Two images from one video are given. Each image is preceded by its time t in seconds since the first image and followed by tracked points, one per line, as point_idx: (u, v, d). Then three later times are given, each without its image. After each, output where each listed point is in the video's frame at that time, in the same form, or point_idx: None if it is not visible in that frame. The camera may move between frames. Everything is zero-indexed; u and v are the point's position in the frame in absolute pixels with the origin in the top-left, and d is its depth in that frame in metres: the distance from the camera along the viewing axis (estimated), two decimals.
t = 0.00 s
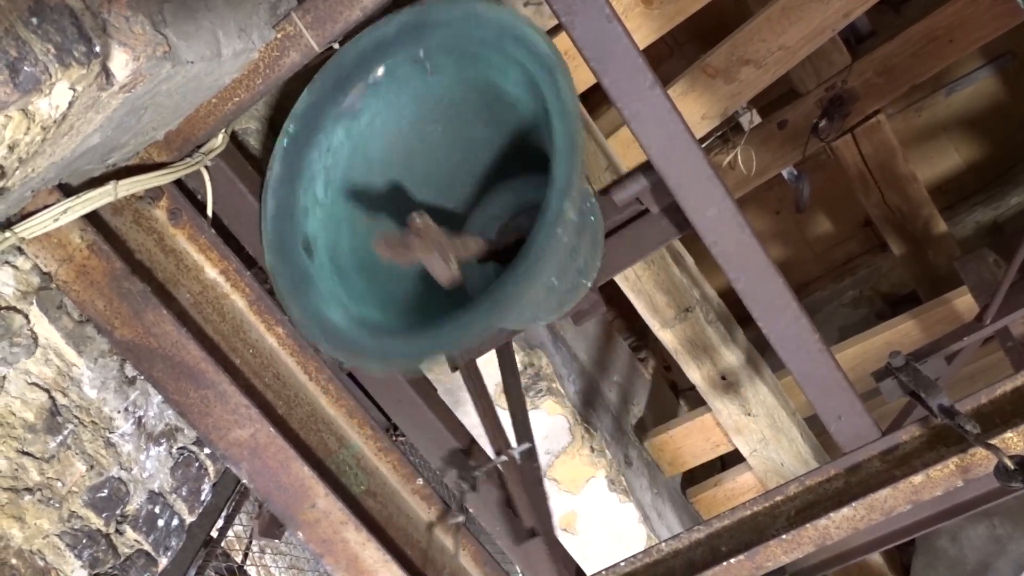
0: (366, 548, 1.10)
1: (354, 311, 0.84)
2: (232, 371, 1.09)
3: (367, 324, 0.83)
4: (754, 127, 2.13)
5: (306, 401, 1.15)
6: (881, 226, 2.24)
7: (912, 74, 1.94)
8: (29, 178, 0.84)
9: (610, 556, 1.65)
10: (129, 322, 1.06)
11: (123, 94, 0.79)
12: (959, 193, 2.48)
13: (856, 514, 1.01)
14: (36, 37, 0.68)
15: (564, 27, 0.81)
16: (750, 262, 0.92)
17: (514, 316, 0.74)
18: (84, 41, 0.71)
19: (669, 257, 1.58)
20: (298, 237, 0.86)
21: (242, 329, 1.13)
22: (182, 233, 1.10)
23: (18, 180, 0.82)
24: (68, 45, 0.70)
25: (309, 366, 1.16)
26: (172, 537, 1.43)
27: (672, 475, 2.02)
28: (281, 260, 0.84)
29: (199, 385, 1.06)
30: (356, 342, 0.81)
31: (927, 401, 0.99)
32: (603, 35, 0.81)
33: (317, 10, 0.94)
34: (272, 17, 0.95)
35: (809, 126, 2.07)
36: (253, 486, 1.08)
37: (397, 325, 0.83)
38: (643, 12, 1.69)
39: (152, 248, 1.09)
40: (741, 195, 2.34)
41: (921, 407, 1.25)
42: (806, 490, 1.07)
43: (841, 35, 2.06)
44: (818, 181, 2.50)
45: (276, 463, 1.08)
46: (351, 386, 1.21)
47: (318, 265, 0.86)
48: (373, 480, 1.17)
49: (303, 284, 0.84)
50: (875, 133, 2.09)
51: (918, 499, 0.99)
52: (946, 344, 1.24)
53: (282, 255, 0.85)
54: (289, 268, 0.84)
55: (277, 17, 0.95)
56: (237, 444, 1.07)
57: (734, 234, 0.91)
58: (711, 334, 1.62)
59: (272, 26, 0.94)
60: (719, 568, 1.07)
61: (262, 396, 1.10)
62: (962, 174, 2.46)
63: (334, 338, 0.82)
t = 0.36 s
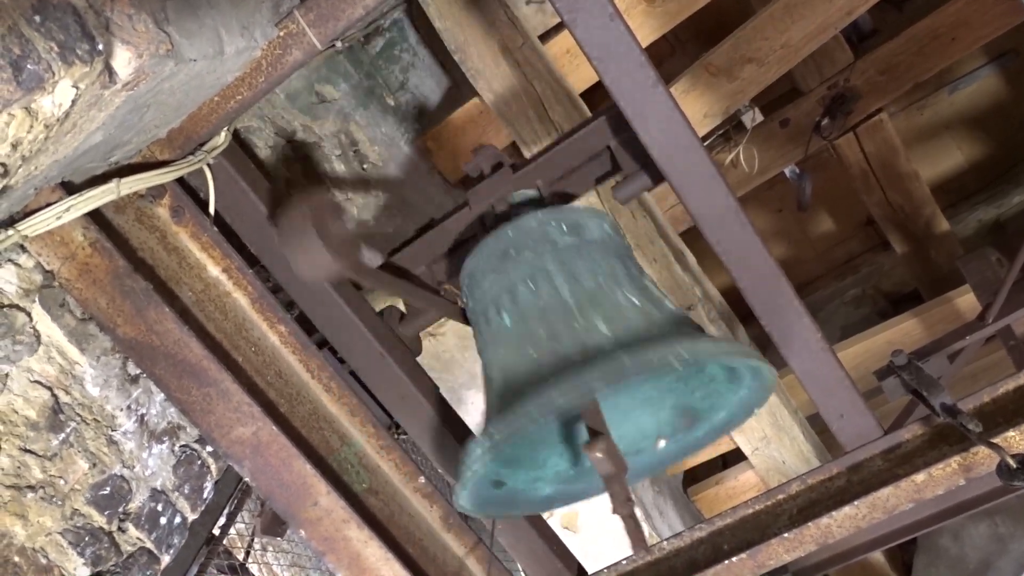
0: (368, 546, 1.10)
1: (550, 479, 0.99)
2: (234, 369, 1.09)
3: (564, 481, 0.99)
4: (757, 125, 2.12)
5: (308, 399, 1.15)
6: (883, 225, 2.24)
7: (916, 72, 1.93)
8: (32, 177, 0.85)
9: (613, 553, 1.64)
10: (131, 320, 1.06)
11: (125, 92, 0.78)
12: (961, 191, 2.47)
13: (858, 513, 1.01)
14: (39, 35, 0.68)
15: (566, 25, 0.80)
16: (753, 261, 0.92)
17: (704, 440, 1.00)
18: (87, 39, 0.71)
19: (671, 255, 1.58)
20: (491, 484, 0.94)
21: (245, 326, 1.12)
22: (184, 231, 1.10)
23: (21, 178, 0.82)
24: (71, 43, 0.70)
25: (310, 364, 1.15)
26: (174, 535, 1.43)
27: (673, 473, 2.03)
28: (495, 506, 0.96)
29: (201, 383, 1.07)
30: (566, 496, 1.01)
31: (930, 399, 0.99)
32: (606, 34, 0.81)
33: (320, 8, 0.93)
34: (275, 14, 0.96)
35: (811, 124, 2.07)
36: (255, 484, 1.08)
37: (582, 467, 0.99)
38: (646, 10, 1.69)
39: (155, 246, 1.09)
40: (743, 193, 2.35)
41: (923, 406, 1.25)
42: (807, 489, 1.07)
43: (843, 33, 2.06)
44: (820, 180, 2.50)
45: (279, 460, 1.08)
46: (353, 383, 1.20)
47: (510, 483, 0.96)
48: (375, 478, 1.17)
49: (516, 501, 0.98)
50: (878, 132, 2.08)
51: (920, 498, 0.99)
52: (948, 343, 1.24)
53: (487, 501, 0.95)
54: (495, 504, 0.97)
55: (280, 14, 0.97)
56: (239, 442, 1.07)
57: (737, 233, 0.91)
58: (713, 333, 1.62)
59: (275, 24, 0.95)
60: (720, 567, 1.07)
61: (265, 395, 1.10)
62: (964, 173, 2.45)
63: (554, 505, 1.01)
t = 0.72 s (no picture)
0: (368, 544, 1.10)
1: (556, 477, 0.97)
2: (235, 366, 1.09)
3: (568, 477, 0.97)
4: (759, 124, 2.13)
5: (309, 397, 1.15)
6: (884, 224, 2.24)
7: (916, 72, 1.93)
8: (33, 174, 0.85)
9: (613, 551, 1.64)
10: (132, 317, 1.06)
11: (126, 89, 0.78)
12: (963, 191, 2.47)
13: (859, 512, 1.01)
14: (40, 31, 0.68)
15: (567, 22, 0.80)
16: (754, 259, 0.92)
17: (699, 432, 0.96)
18: (88, 35, 0.71)
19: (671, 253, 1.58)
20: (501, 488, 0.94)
21: (246, 324, 1.12)
22: (184, 229, 1.10)
23: (21, 175, 0.82)
24: (71, 39, 0.70)
25: (312, 363, 1.15)
26: (174, 531, 1.42)
27: (674, 472, 2.03)
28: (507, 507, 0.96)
29: (201, 380, 1.07)
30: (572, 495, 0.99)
31: (931, 399, 0.99)
32: (607, 31, 0.80)
33: (321, 5, 0.93)
34: (275, 12, 0.96)
35: (812, 123, 2.07)
36: (256, 481, 1.08)
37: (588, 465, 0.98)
38: (647, 8, 1.69)
39: (155, 243, 1.09)
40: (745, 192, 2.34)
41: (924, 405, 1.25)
42: (808, 488, 1.07)
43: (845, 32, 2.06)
44: (821, 179, 2.51)
45: (280, 458, 1.08)
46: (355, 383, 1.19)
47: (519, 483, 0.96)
48: (375, 476, 1.17)
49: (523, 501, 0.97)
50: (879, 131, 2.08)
51: (921, 497, 0.99)
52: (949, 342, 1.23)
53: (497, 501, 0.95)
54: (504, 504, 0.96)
55: (280, 12, 0.96)
56: (240, 439, 1.07)
57: (738, 231, 0.91)
58: (714, 332, 1.62)
59: (275, 22, 0.95)
60: (720, 566, 1.07)
61: (265, 392, 1.10)
62: (966, 172, 2.45)
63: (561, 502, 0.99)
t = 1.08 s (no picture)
0: (368, 543, 1.10)
1: (372, 330, 0.80)
2: (234, 365, 1.09)
3: (385, 343, 0.79)
4: (759, 123, 2.13)
5: (308, 396, 1.15)
6: (884, 222, 2.24)
7: (918, 70, 1.93)
8: (32, 171, 0.84)
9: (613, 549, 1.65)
10: (131, 315, 1.05)
11: (124, 88, 0.78)
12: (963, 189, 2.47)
13: (858, 510, 1.01)
14: (37, 29, 0.68)
15: (567, 21, 0.80)
16: (754, 258, 0.92)
17: (547, 325, 0.72)
18: (86, 33, 0.71)
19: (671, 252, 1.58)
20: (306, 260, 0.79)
21: (245, 323, 1.12)
22: (184, 227, 1.09)
23: (19, 173, 0.81)
24: (70, 37, 0.70)
25: (311, 362, 1.15)
26: (173, 531, 1.43)
27: (674, 471, 2.03)
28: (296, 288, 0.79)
29: (201, 379, 1.06)
30: (377, 367, 0.77)
31: (930, 397, 0.99)
32: (607, 30, 0.80)
33: (321, 4, 0.93)
34: (275, 9, 0.94)
35: (812, 122, 2.07)
36: (255, 480, 1.08)
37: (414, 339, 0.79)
38: (648, 7, 1.69)
39: (155, 242, 1.09)
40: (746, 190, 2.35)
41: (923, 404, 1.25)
42: (807, 487, 1.06)
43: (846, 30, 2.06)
44: (821, 178, 2.51)
45: (279, 456, 1.08)
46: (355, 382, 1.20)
47: (332, 285, 0.80)
48: (375, 475, 1.17)
49: (318, 311, 0.79)
50: (880, 130, 2.07)
51: (920, 495, 0.99)
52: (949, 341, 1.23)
53: (295, 280, 0.79)
54: (302, 292, 0.79)
55: (280, 9, 0.94)
56: (239, 438, 1.07)
57: (738, 230, 0.91)
58: (713, 331, 1.62)
59: (275, 19, 0.94)
60: (719, 565, 1.07)
61: (265, 391, 1.10)
62: (966, 171, 2.45)
63: (357, 363, 0.77)
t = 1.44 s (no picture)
0: (370, 542, 1.10)
1: (349, 282, 0.86)
2: (236, 365, 1.09)
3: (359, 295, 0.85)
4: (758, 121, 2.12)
5: (310, 396, 1.15)
6: (883, 220, 2.24)
7: (917, 68, 1.93)
8: (33, 171, 0.84)
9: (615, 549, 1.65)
10: (133, 315, 1.05)
11: (126, 87, 0.78)
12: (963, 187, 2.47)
13: (859, 508, 1.01)
14: (40, 28, 0.68)
15: (567, 19, 0.80)
16: (755, 256, 0.92)
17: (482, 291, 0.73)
18: (88, 33, 0.71)
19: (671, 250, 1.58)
20: (300, 214, 0.87)
21: (246, 322, 1.12)
22: (185, 227, 1.10)
23: (21, 172, 0.81)
24: (72, 36, 0.70)
25: (312, 360, 1.15)
26: (176, 530, 1.42)
27: (674, 469, 2.03)
28: (281, 232, 0.86)
29: (203, 378, 1.06)
30: (345, 309, 0.82)
31: (930, 394, 0.99)
32: (608, 28, 0.80)
33: (321, 3, 0.94)
34: (275, 9, 0.94)
35: (812, 120, 2.07)
36: (256, 479, 1.08)
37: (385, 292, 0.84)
38: (647, 6, 1.69)
39: (155, 242, 1.09)
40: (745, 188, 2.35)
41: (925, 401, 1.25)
42: (809, 485, 1.07)
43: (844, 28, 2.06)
44: (820, 175, 2.51)
45: (280, 456, 1.08)
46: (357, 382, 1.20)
47: (318, 243, 0.87)
48: (376, 474, 1.17)
49: (297, 258, 0.85)
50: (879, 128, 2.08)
51: (922, 493, 0.99)
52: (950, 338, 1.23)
53: (283, 225, 0.86)
54: (286, 238, 0.86)
55: (280, 9, 0.94)
56: (240, 438, 1.07)
57: (740, 229, 0.91)
58: (714, 329, 1.62)
59: (276, 19, 0.94)
60: (721, 564, 1.07)
61: (266, 390, 1.10)
62: (965, 168, 2.45)
63: (325, 307, 0.82)
